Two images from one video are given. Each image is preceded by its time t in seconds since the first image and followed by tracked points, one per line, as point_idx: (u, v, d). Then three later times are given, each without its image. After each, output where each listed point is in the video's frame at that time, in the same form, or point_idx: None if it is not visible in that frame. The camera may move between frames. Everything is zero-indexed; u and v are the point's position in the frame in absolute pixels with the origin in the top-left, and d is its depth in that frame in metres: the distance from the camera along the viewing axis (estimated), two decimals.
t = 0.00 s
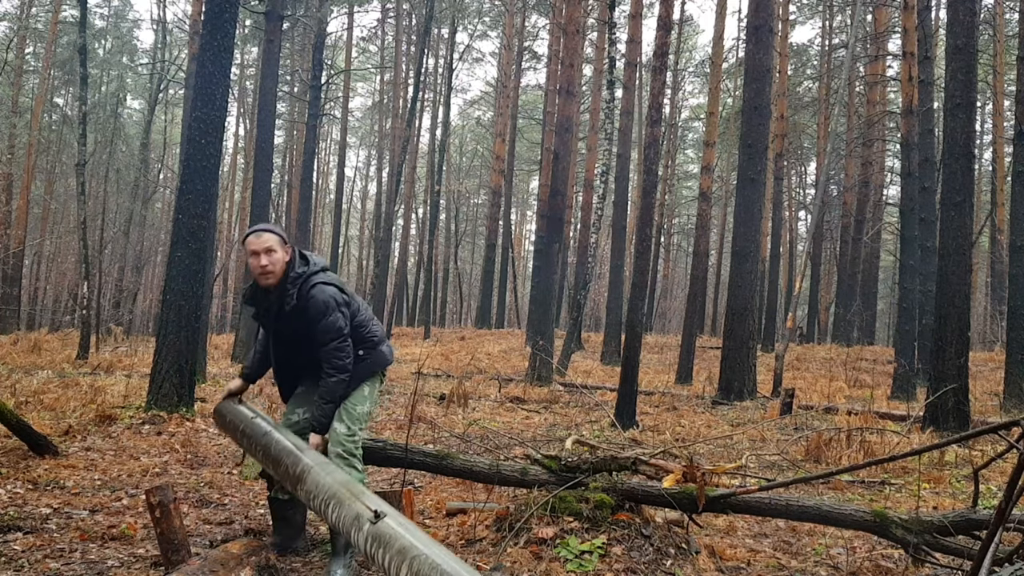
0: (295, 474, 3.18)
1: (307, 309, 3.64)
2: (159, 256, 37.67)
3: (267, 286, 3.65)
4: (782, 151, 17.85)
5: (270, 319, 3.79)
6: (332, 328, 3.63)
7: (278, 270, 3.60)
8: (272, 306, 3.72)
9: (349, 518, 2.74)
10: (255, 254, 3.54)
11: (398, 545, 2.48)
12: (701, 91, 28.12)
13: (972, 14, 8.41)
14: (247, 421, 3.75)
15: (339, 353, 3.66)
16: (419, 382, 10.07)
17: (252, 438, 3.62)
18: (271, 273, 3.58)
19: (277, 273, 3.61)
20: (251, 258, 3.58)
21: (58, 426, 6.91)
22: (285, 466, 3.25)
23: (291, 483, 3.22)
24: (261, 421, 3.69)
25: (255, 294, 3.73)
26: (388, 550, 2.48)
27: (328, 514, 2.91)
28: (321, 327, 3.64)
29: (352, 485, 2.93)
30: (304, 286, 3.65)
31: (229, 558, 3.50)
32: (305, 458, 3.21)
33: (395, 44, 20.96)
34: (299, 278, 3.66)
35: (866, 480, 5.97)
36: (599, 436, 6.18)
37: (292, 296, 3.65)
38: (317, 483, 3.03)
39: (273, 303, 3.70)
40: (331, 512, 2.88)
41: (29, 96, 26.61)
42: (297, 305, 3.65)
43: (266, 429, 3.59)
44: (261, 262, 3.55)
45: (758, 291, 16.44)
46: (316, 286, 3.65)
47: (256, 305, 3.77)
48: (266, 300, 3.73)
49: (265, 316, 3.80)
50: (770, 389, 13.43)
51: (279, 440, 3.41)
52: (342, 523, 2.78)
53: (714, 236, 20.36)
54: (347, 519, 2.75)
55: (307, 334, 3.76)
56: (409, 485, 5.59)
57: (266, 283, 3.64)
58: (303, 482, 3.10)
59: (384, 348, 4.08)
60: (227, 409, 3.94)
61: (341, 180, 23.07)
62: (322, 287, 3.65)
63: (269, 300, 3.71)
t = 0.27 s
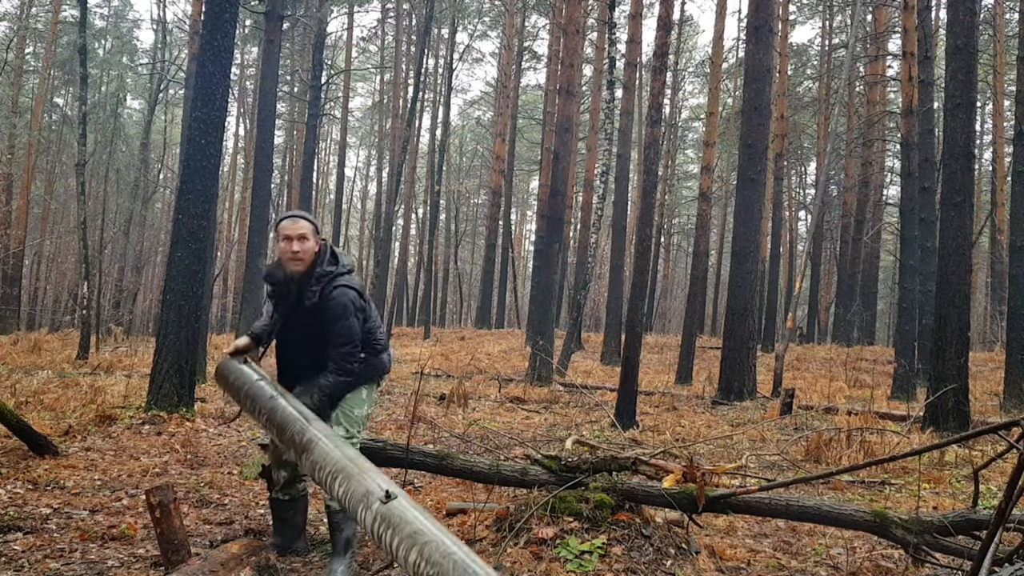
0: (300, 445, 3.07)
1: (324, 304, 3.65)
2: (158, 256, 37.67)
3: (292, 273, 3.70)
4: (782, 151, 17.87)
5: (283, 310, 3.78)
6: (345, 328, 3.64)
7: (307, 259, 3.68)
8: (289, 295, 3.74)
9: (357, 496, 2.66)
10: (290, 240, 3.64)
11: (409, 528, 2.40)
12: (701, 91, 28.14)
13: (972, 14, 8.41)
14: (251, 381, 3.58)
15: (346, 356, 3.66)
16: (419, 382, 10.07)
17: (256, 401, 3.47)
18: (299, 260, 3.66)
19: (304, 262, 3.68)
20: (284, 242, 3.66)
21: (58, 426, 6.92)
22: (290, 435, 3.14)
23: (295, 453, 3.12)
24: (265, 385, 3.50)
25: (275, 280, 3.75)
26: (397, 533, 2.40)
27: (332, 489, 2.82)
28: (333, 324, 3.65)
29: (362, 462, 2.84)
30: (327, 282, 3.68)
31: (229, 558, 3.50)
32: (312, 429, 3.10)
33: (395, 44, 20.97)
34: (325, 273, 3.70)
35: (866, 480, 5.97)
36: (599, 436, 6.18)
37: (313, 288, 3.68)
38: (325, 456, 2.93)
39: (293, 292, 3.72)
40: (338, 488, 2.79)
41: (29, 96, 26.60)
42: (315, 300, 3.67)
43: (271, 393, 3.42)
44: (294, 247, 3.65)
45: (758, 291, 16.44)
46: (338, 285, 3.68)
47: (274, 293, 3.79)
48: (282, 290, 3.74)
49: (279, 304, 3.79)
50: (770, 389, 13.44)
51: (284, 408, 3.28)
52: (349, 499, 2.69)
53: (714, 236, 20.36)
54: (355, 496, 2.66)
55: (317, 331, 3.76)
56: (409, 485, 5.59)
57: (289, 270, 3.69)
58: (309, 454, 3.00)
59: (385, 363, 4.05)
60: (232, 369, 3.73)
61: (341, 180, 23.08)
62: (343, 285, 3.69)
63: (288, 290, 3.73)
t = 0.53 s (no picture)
0: (302, 417, 2.99)
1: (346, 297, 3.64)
2: (158, 255, 37.66)
3: (323, 257, 3.71)
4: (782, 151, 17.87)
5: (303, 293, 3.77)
6: (357, 325, 3.62)
7: (343, 248, 3.69)
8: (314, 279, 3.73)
9: (361, 475, 2.62)
10: (328, 224, 3.66)
11: (416, 512, 2.38)
12: (701, 91, 28.15)
13: (972, 14, 8.41)
14: (252, 346, 3.50)
15: (349, 352, 3.61)
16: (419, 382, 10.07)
17: (259, 368, 3.37)
18: (334, 247, 3.68)
19: (337, 250, 3.70)
20: (323, 225, 3.68)
21: (58, 426, 6.91)
22: (293, 406, 3.06)
23: (296, 423, 3.05)
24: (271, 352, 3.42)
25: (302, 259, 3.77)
26: (403, 516, 2.38)
27: (334, 464, 2.78)
28: (347, 318, 3.63)
29: (368, 442, 2.80)
30: (354, 278, 3.68)
31: (229, 558, 3.49)
32: (317, 403, 3.02)
33: (395, 44, 20.97)
34: (354, 267, 3.70)
35: (866, 480, 5.97)
36: (599, 436, 6.18)
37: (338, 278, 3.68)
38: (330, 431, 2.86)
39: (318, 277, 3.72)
40: (340, 464, 2.74)
41: (29, 96, 26.59)
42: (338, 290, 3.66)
43: (276, 361, 3.34)
44: (331, 233, 3.66)
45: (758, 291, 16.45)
46: (362, 282, 3.67)
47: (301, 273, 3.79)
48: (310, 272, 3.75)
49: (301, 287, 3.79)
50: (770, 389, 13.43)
51: (289, 380, 3.19)
52: (352, 477, 2.65)
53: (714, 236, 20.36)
54: (358, 475, 2.62)
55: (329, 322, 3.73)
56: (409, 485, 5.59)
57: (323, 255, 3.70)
58: (312, 427, 2.93)
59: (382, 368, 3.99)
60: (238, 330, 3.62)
61: (341, 180, 23.07)
62: (367, 283, 3.68)
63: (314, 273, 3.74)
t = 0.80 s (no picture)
0: (309, 387, 2.97)
1: (352, 269, 3.53)
2: (158, 255, 37.66)
3: (337, 232, 3.67)
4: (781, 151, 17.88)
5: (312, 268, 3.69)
6: (362, 299, 3.49)
7: (357, 223, 3.66)
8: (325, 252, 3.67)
9: (368, 453, 2.66)
10: (342, 198, 3.64)
11: (425, 500, 2.45)
12: (701, 91, 28.16)
13: (972, 14, 8.41)
14: (261, 306, 3.40)
15: (352, 328, 3.47)
16: (419, 382, 10.07)
17: (266, 330, 3.28)
18: (347, 222, 3.64)
19: (351, 226, 3.65)
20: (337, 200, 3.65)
21: (58, 426, 6.91)
22: (299, 375, 3.02)
23: (301, 391, 3.03)
24: (281, 317, 3.31)
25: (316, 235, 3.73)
26: (412, 502, 2.45)
27: (339, 435, 2.80)
28: (353, 292, 3.51)
29: (374, 417, 2.82)
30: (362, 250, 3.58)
31: (230, 558, 3.50)
32: (326, 374, 2.99)
33: (395, 44, 20.97)
34: (366, 241, 3.61)
35: (866, 480, 5.97)
36: (599, 436, 6.18)
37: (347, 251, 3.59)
38: (338, 405, 2.86)
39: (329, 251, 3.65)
40: (346, 439, 2.77)
41: (29, 96, 26.58)
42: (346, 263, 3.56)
43: (285, 327, 3.24)
44: (347, 208, 3.64)
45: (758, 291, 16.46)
46: (370, 256, 3.56)
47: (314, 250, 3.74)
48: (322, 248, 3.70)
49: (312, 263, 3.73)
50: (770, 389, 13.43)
51: (298, 347, 3.12)
52: (359, 454, 2.68)
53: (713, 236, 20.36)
54: (366, 453, 2.66)
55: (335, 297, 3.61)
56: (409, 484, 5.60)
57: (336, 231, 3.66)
58: (320, 398, 2.92)
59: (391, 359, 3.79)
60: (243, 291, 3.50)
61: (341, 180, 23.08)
62: (374, 257, 3.56)
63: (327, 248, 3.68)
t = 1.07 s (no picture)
0: (318, 377, 3.05)
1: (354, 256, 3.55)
2: (158, 255, 37.65)
3: (338, 224, 3.70)
4: (782, 151, 17.89)
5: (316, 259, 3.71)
6: (366, 286, 3.48)
7: (355, 212, 3.68)
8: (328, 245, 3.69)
9: (375, 444, 2.68)
10: (339, 189, 3.67)
11: (428, 492, 2.44)
12: (701, 91, 28.17)
13: (972, 14, 8.41)
14: (273, 298, 3.49)
15: (360, 314, 3.45)
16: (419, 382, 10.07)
17: (276, 317, 3.38)
18: (346, 212, 3.66)
19: (350, 216, 3.68)
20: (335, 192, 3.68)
21: (58, 426, 6.91)
22: (309, 364, 3.11)
23: (311, 381, 3.10)
24: (291, 304, 3.41)
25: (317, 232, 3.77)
26: (416, 494, 2.45)
27: (347, 426, 2.84)
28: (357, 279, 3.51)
29: (383, 410, 2.85)
30: (364, 238, 3.59)
31: (230, 558, 3.50)
32: (334, 364, 3.07)
33: (395, 44, 20.97)
34: (366, 229, 3.63)
35: (866, 480, 5.97)
36: (599, 436, 6.18)
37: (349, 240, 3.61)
38: (346, 394, 2.91)
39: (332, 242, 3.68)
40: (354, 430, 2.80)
41: (29, 96, 26.58)
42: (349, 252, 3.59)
43: (295, 315, 3.34)
44: (345, 198, 3.66)
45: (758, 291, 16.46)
46: (371, 242, 3.57)
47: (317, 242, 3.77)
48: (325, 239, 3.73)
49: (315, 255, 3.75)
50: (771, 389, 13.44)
51: (307, 335, 3.22)
52: (366, 445, 2.71)
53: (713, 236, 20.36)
54: (372, 444, 2.68)
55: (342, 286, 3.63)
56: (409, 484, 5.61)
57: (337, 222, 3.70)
58: (328, 389, 2.98)
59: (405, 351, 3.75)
60: (255, 279, 3.60)
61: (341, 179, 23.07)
62: (375, 243, 3.57)
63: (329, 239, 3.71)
